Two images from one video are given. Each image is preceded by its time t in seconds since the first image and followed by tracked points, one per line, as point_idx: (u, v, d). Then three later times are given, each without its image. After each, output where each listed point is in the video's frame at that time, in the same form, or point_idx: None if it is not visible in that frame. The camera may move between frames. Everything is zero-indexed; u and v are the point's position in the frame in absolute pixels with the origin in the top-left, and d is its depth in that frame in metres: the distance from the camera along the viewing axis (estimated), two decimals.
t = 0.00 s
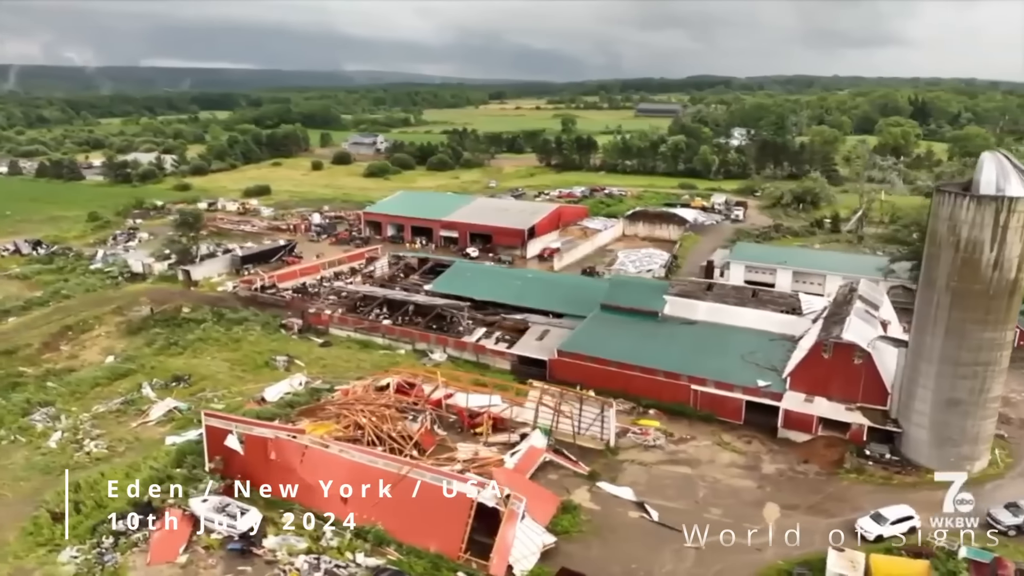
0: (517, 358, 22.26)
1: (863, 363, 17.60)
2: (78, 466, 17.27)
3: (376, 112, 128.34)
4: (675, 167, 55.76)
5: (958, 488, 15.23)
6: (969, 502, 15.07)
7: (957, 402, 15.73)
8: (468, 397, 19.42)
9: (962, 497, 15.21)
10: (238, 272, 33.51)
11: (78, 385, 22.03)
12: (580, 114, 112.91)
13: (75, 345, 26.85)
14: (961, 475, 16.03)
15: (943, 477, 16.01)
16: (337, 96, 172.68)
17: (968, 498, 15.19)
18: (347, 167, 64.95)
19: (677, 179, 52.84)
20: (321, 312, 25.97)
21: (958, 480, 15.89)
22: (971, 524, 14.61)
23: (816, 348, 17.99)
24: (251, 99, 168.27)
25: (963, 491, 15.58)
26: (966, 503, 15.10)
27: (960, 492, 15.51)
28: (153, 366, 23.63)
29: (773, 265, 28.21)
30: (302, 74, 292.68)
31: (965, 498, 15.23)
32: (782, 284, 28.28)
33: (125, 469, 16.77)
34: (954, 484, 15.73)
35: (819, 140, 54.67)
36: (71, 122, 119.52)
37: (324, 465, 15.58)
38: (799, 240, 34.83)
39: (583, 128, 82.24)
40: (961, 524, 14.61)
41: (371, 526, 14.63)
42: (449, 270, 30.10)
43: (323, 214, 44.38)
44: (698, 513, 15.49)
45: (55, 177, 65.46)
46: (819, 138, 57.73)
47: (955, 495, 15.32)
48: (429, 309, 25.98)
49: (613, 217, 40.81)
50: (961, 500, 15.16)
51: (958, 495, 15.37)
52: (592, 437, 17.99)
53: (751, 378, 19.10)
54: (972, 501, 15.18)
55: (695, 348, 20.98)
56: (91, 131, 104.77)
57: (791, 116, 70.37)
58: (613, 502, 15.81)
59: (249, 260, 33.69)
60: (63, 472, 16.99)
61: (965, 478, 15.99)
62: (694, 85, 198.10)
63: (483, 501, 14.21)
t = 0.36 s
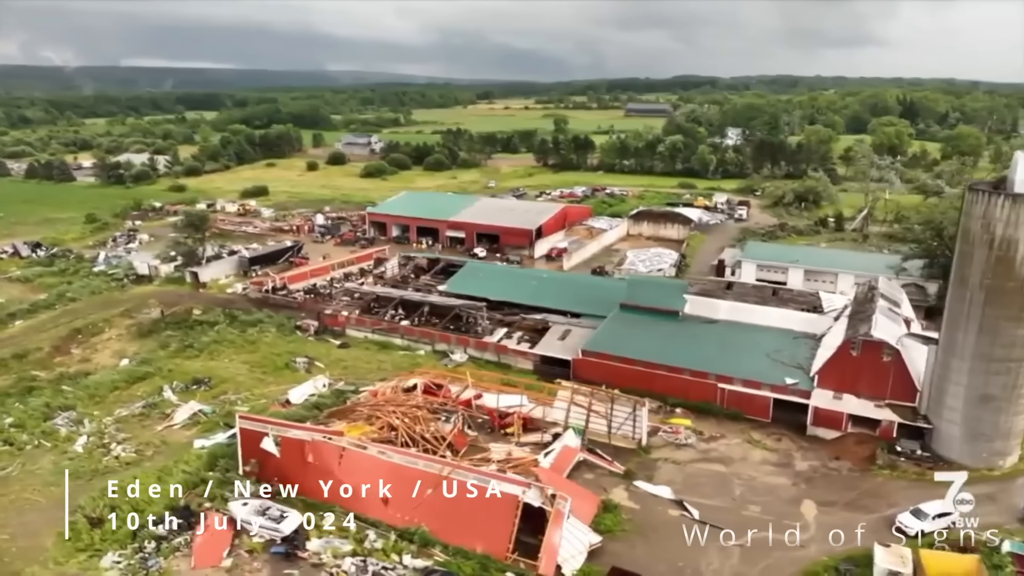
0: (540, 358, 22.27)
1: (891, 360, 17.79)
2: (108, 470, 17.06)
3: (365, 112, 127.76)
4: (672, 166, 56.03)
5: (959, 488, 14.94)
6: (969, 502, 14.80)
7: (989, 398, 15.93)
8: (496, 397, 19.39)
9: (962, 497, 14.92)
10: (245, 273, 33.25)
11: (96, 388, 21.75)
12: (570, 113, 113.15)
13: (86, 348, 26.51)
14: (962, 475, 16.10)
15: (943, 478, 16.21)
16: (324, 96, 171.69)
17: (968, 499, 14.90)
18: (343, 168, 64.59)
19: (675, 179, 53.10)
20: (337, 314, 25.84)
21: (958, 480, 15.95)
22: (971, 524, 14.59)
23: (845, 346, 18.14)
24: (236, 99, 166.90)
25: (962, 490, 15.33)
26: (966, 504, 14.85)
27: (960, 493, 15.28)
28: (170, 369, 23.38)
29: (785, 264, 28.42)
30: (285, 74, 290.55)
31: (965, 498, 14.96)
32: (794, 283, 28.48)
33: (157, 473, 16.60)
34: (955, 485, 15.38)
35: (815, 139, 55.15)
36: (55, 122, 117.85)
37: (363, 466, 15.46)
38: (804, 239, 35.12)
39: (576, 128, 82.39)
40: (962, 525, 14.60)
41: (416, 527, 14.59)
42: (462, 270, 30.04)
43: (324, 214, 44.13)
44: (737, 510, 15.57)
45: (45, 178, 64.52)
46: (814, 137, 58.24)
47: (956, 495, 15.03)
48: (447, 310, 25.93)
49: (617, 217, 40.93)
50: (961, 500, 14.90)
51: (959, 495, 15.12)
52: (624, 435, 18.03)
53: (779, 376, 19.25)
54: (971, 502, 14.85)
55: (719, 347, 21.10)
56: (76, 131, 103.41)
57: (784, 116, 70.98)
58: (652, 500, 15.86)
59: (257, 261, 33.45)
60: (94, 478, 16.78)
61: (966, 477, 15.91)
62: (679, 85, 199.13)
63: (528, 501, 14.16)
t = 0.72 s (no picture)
0: (564, 358, 22.31)
1: (919, 357, 17.98)
2: (141, 475, 16.89)
3: (353, 112, 127.19)
4: (670, 166, 56.28)
5: (958, 489, 15.00)
6: (968, 502, 14.86)
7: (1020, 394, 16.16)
8: (525, 396, 19.38)
9: (962, 497, 15.00)
10: (253, 274, 33.03)
11: (116, 391, 21.50)
12: (561, 113, 113.43)
13: (97, 352, 26.21)
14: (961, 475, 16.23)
15: (942, 479, 16.31)
16: (311, 96, 170.65)
17: (967, 498, 14.97)
18: (339, 168, 64.25)
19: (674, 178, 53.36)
20: (354, 315, 25.75)
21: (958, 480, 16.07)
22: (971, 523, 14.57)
23: (872, 344, 18.32)
24: (222, 99, 165.45)
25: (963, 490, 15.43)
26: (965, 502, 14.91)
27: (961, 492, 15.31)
28: (189, 371, 23.16)
29: (797, 262, 28.69)
30: (269, 74, 288.56)
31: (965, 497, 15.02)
32: (806, 281, 28.73)
33: (190, 476, 16.45)
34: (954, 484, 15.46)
35: (811, 139, 55.63)
36: (38, 122, 116.17)
37: (402, 467, 15.39)
38: (810, 238, 35.45)
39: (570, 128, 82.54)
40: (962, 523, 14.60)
41: (461, 527, 14.56)
42: (474, 270, 29.98)
43: (326, 215, 43.91)
44: (776, 507, 15.68)
45: (36, 179, 63.63)
46: (809, 136, 58.74)
47: (957, 495, 15.10)
48: (464, 310, 25.91)
49: (621, 216, 41.07)
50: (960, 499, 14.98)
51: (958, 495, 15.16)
52: (656, 434, 18.11)
53: (805, 373, 19.41)
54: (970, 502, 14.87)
55: (743, 345, 21.23)
56: (62, 132, 102.04)
57: (777, 116, 71.58)
58: (691, 498, 15.95)
59: (265, 262, 33.23)
60: (126, 482, 16.59)
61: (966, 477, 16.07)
62: (666, 85, 200.10)
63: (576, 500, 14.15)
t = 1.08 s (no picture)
0: (581, 357, 22.40)
1: (940, 352, 18.25)
2: (168, 480, 16.65)
3: (336, 112, 126.29)
4: (662, 165, 56.59)
5: (959, 489, 15.46)
6: (968, 500, 15.28)
7: None
8: (549, 396, 19.39)
9: (962, 497, 15.45)
10: (255, 276, 32.73)
11: (130, 395, 21.17)
12: (545, 113, 113.56)
13: (103, 355, 25.77)
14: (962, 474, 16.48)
15: (943, 478, 16.52)
16: (291, 95, 169.12)
17: (967, 497, 15.41)
18: (329, 168, 63.75)
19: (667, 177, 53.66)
20: (366, 316, 25.63)
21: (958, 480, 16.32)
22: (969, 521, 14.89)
23: (893, 340, 18.58)
24: (200, 100, 163.39)
25: (963, 491, 15.87)
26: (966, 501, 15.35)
27: (960, 492, 15.76)
28: (202, 374, 22.87)
29: (802, 260, 29.03)
30: (245, 74, 285.46)
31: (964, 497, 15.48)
32: (810, 278, 29.07)
33: (219, 481, 16.25)
34: (955, 484, 16.08)
35: (801, 138, 56.24)
36: (12, 121, 113.80)
37: (438, 468, 15.33)
38: (809, 236, 35.85)
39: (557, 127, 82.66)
40: (961, 524, 14.82)
41: (502, 528, 14.53)
42: (482, 270, 29.92)
43: (323, 216, 43.60)
44: (807, 502, 15.85)
45: (18, 180, 62.38)
46: (798, 136, 59.38)
47: (956, 495, 15.56)
48: (477, 310, 25.88)
49: (619, 215, 41.26)
50: (961, 499, 15.42)
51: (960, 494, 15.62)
52: (682, 432, 18.22)
53: (826, 370, 19.65)
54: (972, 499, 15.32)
55: (760, 342, 21.43)
56: (39, 132, 100.05)
57: (764, 116, 72.31)
58: (723, 494, 16.07)
59: (267, 264, 32.94)
60: (154, 488, 16.34)
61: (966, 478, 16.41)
62: (646, 84, 201.10)
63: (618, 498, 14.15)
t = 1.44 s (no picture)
0: (596, 356, 22.48)
1: (954, 347, 18.60)
2: (192, 485, 16.45)
3: (318, 112, 125.33)
4: (653, 164, 56.88)
5: (959, 489, 15.84)
6: (968, 502, 15.68)
7: None
8: (569, 395, 19.45)
9: (962, 498, 15.80)
10: (257, 278, 32.44)
11: (143, 399, 20.86)
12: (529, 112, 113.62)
13: (107, 359, 25.35)
14: (961, 475, 16.70)
15: (942, 478, 16.64)
16: (271, 95, 167.49)
17: (967, 499, 15.80)
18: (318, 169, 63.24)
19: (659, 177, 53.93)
20: (376, 317, 25.55)
21: (958, 481, 16.52)
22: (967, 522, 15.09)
23: (908, 336, 18.89)
24: (178, 100, 161.28)
25: (962, 491, 16.19)
26: (965, 503, 15.72)
27: (960, 492, 16.07)
28: (213, 377, 22.59)
29: (805, 258, 29.37)
30: (221, 73, 282.26)
31: (964, 499, 15.84)
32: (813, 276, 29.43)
33: (247, 485, 16.08)
34: (954, 484, 16.38)
35: (790, 137, 56.82)
36: None
37: (469, 468, 15.30)
38: (806, 234, 36.26)
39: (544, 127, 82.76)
40: (961, 523, 15.03)
41: (537, 528, 14.55)
42: (487, 270, 29.90)
43: (318, 216, 43.28)
44: (834, 496, 16.05)
45: None
46: (786, 134, 59.98)
47: (956, 496, 15.90)
48: (487, 309, 25.88)
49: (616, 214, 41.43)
50: (961, 500, 15.76)
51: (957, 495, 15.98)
52: (704, 430, 18.39)
53: (841, 366, 19.91)
54: (972, 501, 15.75)
55: (774, 340, 21.65)
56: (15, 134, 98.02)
57: (750, 115, 73.00)
58: (751, 490, 16.23)
59: (268, 266, 32.65)
60: (180, 494, 16.13)
61: (964, 478, 16.60)
62: (626, 84, 201.97)
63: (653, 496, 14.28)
